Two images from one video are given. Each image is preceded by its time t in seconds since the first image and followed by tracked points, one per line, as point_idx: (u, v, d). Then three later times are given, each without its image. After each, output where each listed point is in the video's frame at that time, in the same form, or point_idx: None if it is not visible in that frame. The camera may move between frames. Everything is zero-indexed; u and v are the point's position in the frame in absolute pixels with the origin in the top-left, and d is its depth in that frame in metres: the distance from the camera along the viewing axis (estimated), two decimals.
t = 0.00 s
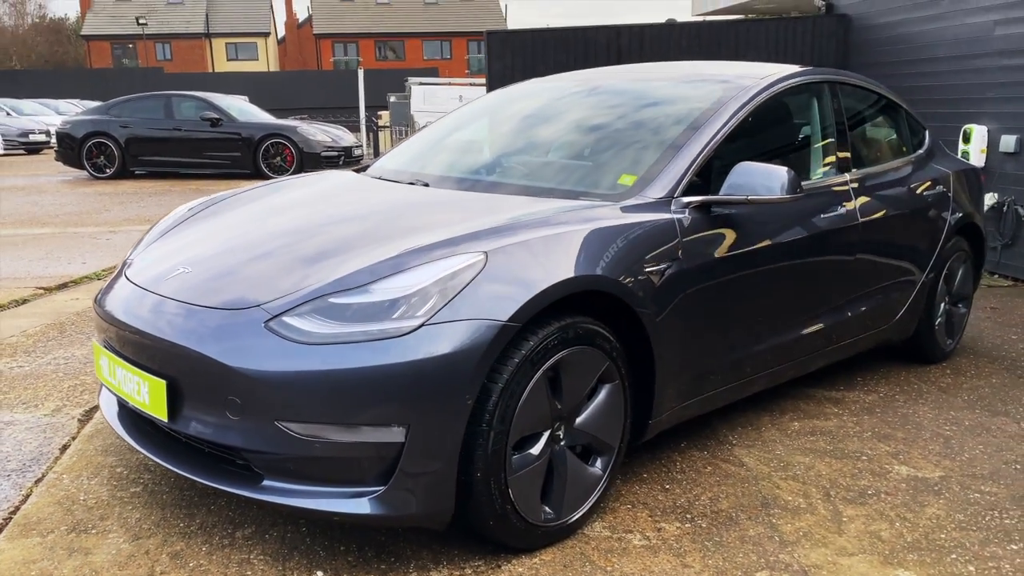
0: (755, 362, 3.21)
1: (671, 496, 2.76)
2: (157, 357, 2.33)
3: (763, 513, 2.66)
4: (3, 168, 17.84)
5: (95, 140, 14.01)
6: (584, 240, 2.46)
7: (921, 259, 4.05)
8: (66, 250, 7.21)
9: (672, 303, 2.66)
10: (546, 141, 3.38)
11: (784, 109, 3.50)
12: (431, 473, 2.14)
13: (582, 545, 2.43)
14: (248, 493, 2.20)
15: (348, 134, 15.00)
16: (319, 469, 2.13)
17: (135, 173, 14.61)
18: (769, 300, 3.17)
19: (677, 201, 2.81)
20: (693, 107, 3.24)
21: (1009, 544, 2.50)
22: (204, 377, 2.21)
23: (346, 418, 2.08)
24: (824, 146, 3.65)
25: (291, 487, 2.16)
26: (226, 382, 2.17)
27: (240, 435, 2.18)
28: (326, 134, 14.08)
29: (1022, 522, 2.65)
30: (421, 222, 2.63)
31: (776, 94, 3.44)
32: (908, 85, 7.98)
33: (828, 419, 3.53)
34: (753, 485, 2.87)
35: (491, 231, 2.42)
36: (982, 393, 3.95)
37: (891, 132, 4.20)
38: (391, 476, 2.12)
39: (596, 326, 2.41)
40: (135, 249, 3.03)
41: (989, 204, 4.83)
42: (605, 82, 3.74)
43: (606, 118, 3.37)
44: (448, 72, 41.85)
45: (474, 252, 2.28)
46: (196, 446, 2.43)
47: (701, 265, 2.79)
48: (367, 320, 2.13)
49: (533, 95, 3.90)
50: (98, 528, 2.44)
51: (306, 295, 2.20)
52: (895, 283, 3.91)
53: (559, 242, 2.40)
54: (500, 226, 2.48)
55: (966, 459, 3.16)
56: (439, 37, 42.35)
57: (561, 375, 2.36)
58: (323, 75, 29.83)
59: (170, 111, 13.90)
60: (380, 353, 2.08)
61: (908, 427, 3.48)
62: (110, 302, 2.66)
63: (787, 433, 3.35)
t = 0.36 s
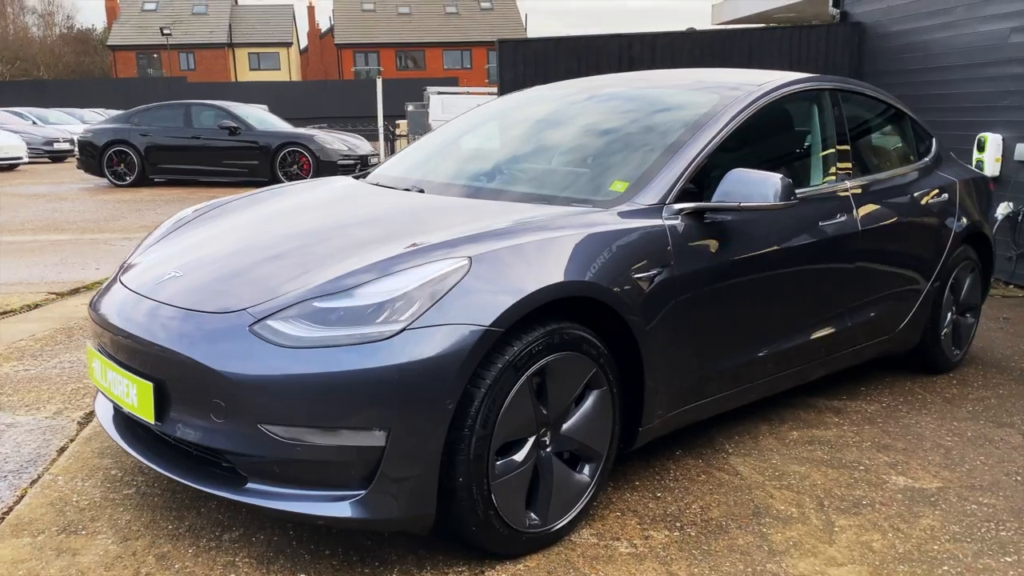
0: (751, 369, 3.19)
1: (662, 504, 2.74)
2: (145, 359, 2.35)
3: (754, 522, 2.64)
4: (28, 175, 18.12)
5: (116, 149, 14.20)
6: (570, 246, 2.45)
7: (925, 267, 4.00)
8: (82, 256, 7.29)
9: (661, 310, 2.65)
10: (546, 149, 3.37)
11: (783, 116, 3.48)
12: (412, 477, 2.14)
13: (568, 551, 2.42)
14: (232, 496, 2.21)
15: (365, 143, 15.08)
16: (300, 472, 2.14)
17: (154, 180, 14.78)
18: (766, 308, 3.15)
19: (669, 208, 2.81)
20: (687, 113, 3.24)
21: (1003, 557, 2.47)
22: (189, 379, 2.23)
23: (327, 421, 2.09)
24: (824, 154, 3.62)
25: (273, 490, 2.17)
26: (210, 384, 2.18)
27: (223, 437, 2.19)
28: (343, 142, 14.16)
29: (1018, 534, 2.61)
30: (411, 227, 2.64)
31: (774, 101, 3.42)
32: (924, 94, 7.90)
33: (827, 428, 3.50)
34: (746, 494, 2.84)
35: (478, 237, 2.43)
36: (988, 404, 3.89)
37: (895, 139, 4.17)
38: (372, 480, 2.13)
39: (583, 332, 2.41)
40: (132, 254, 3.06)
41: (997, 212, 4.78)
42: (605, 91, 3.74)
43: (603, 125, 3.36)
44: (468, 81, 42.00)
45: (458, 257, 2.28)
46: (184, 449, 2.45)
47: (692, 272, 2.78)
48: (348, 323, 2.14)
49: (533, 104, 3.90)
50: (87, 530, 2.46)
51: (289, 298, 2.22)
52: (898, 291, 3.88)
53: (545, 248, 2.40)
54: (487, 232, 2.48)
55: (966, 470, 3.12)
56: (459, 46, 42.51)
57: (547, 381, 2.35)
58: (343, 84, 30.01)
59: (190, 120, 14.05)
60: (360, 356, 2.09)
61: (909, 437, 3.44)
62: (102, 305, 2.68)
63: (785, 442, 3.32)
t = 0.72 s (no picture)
0: (745, 373, 3.15)
1: (649, 508, 2.70)
2: (128, 358, 2.36)
3: (742, 528, 2.60)
4: (53, 180, 18.38)
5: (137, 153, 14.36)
6: (552, 247, 2.43)
7: (930, 272, 3.93)
8: (96, 258, 7.35)
9: (648, 311, 2.62)
10: (545, 149, 3.33)
11: (782, 118, 3.44)
12: (387, 477, 2.12)
13: (549, 555, 2.39)
14: (210, 494, 2.21)
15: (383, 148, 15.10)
16: (275, 471, 2.13)
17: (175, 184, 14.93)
18: (760, 311, 3.11)
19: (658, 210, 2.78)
20: (680, 113, 3.21)
21: (996, 567, 2.41)
22: (168, 378, 2.23)
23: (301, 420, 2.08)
24: (825, 156, 3.57)
25: (249, 488, 2.17)
26: (187, 383, 2.18)
27: (201, 436, 2.19)
28: (361, 147, 14.20)
29: (1014, 544, 2.55)
30: (396, 228, 2.64)
31: (772, 102, 3.38)
32: (942, 98, 7.78)
33: (826, 434, 3.44)
34: (736, 499, 2.80)
35: (460, 237, 2.41)
36: (994, 411, 3.81)
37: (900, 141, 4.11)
38: (346, 480, 2.11)
39: (565, 333, 2.39)
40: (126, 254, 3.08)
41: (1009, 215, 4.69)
42: (603, 92, 3.71)
43: (601, 126, 3.32)
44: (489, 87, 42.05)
45: (436, 257, 2.27)
46: (167, 447, 2.45)
47: (681, 273, 2.74)
48: (324, 322, 2.13)
49: (531, 105, 3.87)
50: (71, 527, 2.47)
51: (268, 298, 2.22)
52: (901, 296, 3.81)
53: (526, 249, 2.39)
54: (469, 232, 2.47)
55: (965, 478, 3.05)
56: (481, 52, 42.59)
57: (527, 382, 2.33)
58: (365, 90, 30.16)
59: (209, 125, 14.18)
60: (334, 356, 2.08)
61: (910, 444, 3.37)
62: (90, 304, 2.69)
63: (781, 448, 3.27)
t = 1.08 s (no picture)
0: (741, 377, 3.13)
1: (639, 513, 2.70)
2: (121, 358, 2.39)
3: (731, 534, 2.58)
4: (80, 182, 18.66)
5: (161, 156, 14.56)
6: (540, 251, 2.44)
7: (937, 277, 3.88)
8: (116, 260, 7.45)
9: (637, 316, 2.62)
10: (549, 152, 3.32)
11: (782, 121, 3.41)
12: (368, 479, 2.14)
13: (534, 558, 2.40)
14: (196, 493, 2.24)
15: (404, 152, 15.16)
16: (258, 471, 2.15)
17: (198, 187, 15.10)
18: (756, 316, 3.09)
19: (651, 214, 2.77)
20: (675, 117, 3.20)
21: None
22: (157, 378, 2.26)
23: (283, 421, 2.10)
24: (828, 159, 3.54)
25: (234, 488, 2.19)
26: (175, 382, 2.21)
27: (187, 435, 2.22)
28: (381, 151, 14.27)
29: (1009, 554, 2.51)
30: (387, 230, 2.66)
31: (772, 105, 3.36)
32: (963, 101, 7.67)
33: (826, 441, 3.40)
34: (728, 505, 2.78)
35: (447, 240, 2.42)
36: (1002, 419, 3.75)
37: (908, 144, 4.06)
38: (328, 481, 2.13)
39: (551, 336, 2.39)
40: (128, 253, 3.12)
41: (1022, 221, 4.62)
42: (604, 95, 3.70)
43: (603, 129, 3.31)
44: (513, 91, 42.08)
45: (422, 260, 2.29)
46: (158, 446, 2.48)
47: (673, 277, 2.74)
48: (308, 324, 2.15)
49: (534, 109, 3.87)
50: (65, 523, 2.51)
51: (254, 300, 2.24)
52: (906, 301, 3.77)
53: (513, 253, 2.39)
54: (458, 235, 2.48)
55: (965, 486, 3.01)
56: (505, 56, 42.63)
57: (512, 385, 2.34)
58: (388, 93, 30.32)
59: (232, 129, 14.34)
60: (317, 357, 2.10)
61: (911, 451, 3.33)
62: (87, 304, 2.73)
63: (779, 454, 3.24)
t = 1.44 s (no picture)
0: (738, 377, 3.13)
1: (630, 510, 2.71)
2: (119, 353, 2.45)
3: (720, 532, 2.58)
4: (107, 182, 18.96)
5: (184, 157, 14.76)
6: (528, 250, 2.47)
7: (942, 278, 3.85)
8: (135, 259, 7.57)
9: (626, 314, 2.63)
10: (551, 152, 3.33)
11: (781, 121, 3.41)
12: (355, 472, 2.17)
13: (521, 553, 2.42)
14: (189, 485, 2.28)
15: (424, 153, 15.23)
16: (248, 464, 2.20)
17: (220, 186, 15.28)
18: (752, 315, 3.09)
19: (643, 213, 2.79)
20: (669, 117, 3.21)
21: None
22: (152, 371, 2.31)
23: (271, 414, 2.14)
24: (828, 159, 3.53)
25: (225, 479, 2.23)
26: (168, 376, 2.26)
27: (180, 428, 2.27)
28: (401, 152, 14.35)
29: (1000, 556, 2.50)
30: (380, 228, 2.69)
31: (769, 105, 3.36)
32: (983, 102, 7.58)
33: (825, 441, 3.39)
34: (720, 503, 2.79)
35: (436, 238, 2.46)
36: (1007, 422, 3.71)
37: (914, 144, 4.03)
38: (315, 473, 2.17)
39: (539, 334, 2.42)
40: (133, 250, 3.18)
41: None
42: (605, 94, 3.71)
43: (603, 128, 3.32)
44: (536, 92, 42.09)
45: (410, 257, 2.32)
46: (154, 439, 2.53)
47: (665, 276, 2.75)
48: (296, 320, 2.19)
49: (536, 107, 3.89)
50: (65, 513, 2.58)
51: (246, 296, 2.28)
52: (910, 302, 3.75)
53: (501, 251, 2.42)
54: (448, 233, 2.51)
55: (963, 488, 2.99)
56: (528, 57, 42.66)
57: (499, 381, 2.37)
58: (411, 95, 30.46)
59: (254, 130, 14.50)
60: (304, 352, 2.14)
61: (911, 453, 3.31)
62: (90, 299, 2.79)
63: (776, 454, 3.23)
